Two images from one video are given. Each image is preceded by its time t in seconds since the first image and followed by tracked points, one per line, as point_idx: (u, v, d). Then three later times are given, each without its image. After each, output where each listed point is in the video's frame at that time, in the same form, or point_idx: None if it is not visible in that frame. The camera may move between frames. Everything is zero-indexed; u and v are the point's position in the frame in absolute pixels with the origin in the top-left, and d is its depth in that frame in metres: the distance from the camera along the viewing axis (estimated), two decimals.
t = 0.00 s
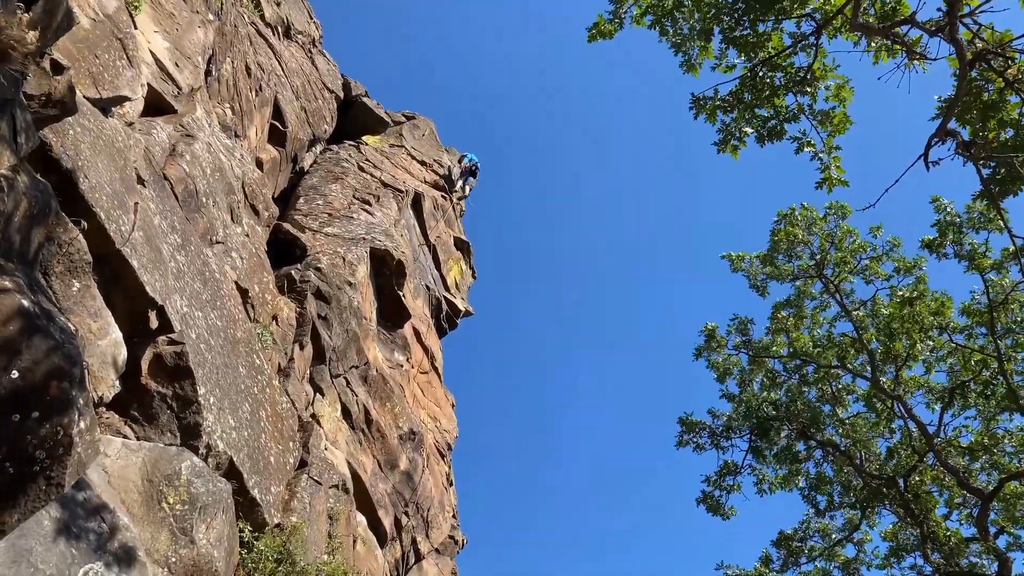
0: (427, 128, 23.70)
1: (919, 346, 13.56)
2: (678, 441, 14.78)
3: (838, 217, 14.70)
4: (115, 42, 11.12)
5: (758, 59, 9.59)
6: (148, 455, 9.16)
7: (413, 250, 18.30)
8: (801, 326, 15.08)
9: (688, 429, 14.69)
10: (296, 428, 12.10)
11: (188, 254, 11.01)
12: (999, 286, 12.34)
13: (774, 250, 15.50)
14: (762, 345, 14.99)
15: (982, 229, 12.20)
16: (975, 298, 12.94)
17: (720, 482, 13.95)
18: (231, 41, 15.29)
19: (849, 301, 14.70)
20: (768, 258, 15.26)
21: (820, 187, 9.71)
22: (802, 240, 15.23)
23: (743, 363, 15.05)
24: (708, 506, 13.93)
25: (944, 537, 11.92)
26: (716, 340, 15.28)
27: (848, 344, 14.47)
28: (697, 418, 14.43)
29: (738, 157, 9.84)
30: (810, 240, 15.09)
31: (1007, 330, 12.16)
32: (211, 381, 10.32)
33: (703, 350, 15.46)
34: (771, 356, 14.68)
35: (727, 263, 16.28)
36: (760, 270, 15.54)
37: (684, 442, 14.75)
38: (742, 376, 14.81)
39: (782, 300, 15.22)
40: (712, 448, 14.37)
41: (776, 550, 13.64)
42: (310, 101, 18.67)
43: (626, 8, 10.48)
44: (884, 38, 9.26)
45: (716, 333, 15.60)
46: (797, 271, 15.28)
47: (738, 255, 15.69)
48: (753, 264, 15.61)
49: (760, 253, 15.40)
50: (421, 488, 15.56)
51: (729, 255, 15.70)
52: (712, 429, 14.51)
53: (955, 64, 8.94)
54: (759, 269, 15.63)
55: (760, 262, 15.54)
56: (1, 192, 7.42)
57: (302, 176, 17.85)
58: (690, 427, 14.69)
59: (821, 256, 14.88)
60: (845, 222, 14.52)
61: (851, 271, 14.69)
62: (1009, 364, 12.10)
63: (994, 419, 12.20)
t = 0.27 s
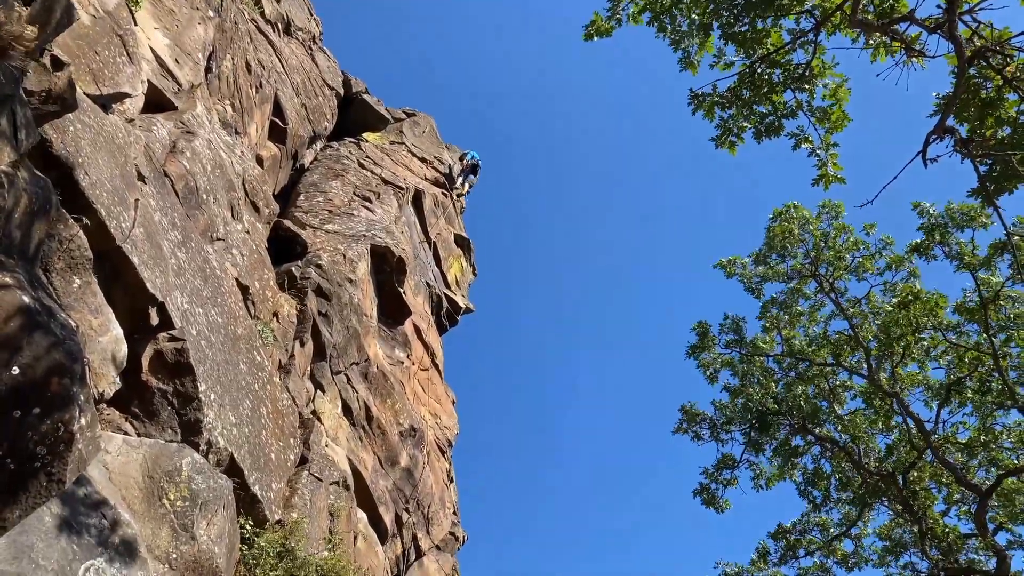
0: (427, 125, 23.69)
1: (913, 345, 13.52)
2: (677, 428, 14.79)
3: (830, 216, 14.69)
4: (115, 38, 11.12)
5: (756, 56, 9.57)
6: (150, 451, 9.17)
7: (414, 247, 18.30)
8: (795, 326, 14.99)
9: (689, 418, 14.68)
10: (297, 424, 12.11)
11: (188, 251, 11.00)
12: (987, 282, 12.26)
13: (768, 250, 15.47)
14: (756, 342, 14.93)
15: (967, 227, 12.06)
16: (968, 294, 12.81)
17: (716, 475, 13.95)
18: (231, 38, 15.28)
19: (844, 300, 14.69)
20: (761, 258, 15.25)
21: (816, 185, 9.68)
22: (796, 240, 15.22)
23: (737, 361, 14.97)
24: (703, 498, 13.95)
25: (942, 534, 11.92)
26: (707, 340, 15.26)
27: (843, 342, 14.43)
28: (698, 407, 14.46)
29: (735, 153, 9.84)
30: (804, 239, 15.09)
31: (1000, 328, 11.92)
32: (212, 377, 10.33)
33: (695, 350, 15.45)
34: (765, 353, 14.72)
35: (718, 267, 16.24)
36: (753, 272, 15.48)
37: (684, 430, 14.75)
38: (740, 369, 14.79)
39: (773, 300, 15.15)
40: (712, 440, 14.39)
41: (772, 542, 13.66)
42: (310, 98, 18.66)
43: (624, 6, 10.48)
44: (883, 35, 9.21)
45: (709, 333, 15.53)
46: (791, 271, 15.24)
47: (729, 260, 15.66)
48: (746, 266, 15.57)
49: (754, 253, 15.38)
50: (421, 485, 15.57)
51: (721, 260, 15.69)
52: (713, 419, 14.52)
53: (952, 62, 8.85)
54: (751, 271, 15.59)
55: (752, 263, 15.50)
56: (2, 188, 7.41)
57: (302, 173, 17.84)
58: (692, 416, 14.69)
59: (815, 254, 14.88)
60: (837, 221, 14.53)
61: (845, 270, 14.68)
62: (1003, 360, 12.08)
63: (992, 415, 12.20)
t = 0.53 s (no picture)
0: (428, 122, 23.67)
1: (910, 341, 13.49)
2: (675, 431, 14.76)
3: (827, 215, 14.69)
4: (115, 35, 11.11)
5: (755, 51, 9.54)
6: (150, 448, 9.18)
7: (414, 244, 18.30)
8: (790, 321, 14.92)
9: (689, 420, 14.67)
10: (298, 421, 12.11)
11: (189, 247, 11.00)
12: (978, 280, 12.18)
13: (767, 250, 15.44)
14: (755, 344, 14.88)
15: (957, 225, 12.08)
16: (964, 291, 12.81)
17: (712, 478, 13.94)
18: (231, 35, 15.26)
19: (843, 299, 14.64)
20: (760, 258, 15.25)
21: (810, 182, 9.59)
22: (795, 239, 15.21)
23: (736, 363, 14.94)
24: (699, 503, 13.92)
25: (941, 530, 11.92)
26: (707, 342, 15.25)
27: (842, 340, 14.40)
28: (696, 408, 14.46)
29: (732, 148, 9.80)
30: (803, 239, 15.08)
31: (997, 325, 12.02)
32: (213, 373, 10.33)
33: (695, 352, 15.45)
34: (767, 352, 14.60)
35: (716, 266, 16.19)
36: (754, 272, 15.47)
37: (683, 433, 14.73)
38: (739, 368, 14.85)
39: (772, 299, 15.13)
40: (711, 441, 14.39)
41: (767, 535, 13.67)
42: (310, 95, 18.65)
43: (623, 6, 10.48)
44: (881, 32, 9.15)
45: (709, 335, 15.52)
46: (790, 269, 15.22)
47: (729, 260, 15.67)
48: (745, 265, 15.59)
49: (752, 252, 15.37)
50: (422, 481, 15.58)
51: (720, 260, 15.69)
52: (712, 421, 14.52)
53: (949, 60, 8.75)
54: (751, 270, 15.59)
55: (751, 263, 15.49)
56: (3, 185, 7.41)
57: (303, 170, 17.84)
58: (690, 418, 14.68)
59: (814, 253, 14.87)
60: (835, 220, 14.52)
61: (843, 268, 14.67)
62: (999, 356, 12.09)
63: (990, 412, 12.19)
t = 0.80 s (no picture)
0: (428, 119, 23.65)
1: (913, 337, 13.44)
2: (675, 442, 14.77)
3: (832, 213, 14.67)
4: (115, 31, 11.10)
5: (756, 49, 9.51)
6: (151, 444, 9.20)
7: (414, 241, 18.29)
8: (790, 315, 14.93)
9: (687, 428, 14.68)
10: (298, 417, 12.12)
11: (189, 244, 11.00)
12: (983, 277, 12.27)
13: (772, 247, 15.42)
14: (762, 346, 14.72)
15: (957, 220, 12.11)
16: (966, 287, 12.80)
17: (716, 484, 13.96)
18: (231, 32, 15.24)
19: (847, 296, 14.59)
20: (765, 256, 15.25)
21: (810, 179, 9.59)
22: (801, 237, 15.18)
23: (740, 362, 14.91)
24: (705, 510, 13.95)
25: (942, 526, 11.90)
26: (714, 342, 15.24)
27: (846, 337, 14.36)
28: (694, 417, 14.44)
29: (732, 145, 9.82)
30: (808, 238, 15.05)
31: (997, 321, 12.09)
32: (213, 370, 10.34)
33: (702, 352, 15.44)
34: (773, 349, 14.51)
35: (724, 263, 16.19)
36: (760, 270, 15.46)
37: (682, 442, 14.73)
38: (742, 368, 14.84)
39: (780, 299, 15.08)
40: (711, 447, 14.38)
41: (766, 531, 13.70)
42: (311, 91, 18.64)
43: (626, 8, 10.49)
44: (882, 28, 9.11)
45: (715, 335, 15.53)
46: (796, 267, 15.18)
47: (736, 254, 15.66)
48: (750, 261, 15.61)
49: (757, 250, 15.37)
50: (422, 478, 15.58)
51: (726, 255, 15.70)
52: (710, 426, 14.54)
53: (949, 57, 8.71)
54: (758, 268, 15.58)
55: (756, 260, 15.49)
56: (4, 182, 7.40)
57: (303, 167, 17.83)
58: (688, 426, 14.68)
59: (818, 252, 14.86)
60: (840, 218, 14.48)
61: (847, 266, 14.65)
62: (1001, 353, 12.09)
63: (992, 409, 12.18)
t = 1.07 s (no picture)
0: (428, 116, 23.64)
1: (916, 332, 13.36)
2: (676, 442, 14.78)
3: (838, 210, 14.65)
4: (115, 28, 11.09)
5: (757, 47, 9.45)
6: (152, 440, 9.23)
7: (414, 238, 18.29)
8: (801, 313, 14.72)
9: (687, 427, 14.70)
10: (299, 414, 12.13)
11: (189, 241, 11.00)
12: (988, 273, 12.27)
13: (778, 243, 15.42)
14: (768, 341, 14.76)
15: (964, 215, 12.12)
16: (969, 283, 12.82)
17: (720, 481, 13.98)
18: (231, 28, 15.23)
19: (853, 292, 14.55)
20: (772, 252, 15.25)
21: (813, 175, 9.54)
22: (808, 233, 15.16)
23: (746, 356, 14.96)
24: (710, 506, 13.96)
25: (944, 522, 11.89)
26: (721, 334, 15.25)
27: (851, 334, 14.33)
28: (694, 417, 14.44)
29: (733, 143, 9.82)
30: (815, 234, 15.04)
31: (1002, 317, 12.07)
32: (213, 367, 10.35)
33: (708, 343, 15.45)
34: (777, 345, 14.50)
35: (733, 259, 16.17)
36: (767, 265, 15.46)
37: (683, 441, 14.73)
38: (746, 366, 14.92)
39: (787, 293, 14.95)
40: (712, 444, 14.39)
41: (767, 528, 13.72)
42: (311, 88, 18.63)
43: (632, 8, 10.50)
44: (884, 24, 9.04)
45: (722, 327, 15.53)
46: (803, 263, 15.17)
47: (744, 252, 15.61)
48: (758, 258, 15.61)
49: (764, 245, 15.37)
50: (423, 474, 15.60)
51: (735, 251, 15.67)
52: (711, 424, 14.54)
53: (952, 54, 8.68)
54: (766, 263, 15.59)
55: (763, 255, 15.50)
56: (4, 179, 7.40)
57: (303, 163, 17.83)
58: (689, 425, 14.70)
59: (825, 250, 14.85)
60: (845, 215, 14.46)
61: (853, 263, 14.65)
62: (1004, 349, 12.08)
63: (995, 405, 12.17)
